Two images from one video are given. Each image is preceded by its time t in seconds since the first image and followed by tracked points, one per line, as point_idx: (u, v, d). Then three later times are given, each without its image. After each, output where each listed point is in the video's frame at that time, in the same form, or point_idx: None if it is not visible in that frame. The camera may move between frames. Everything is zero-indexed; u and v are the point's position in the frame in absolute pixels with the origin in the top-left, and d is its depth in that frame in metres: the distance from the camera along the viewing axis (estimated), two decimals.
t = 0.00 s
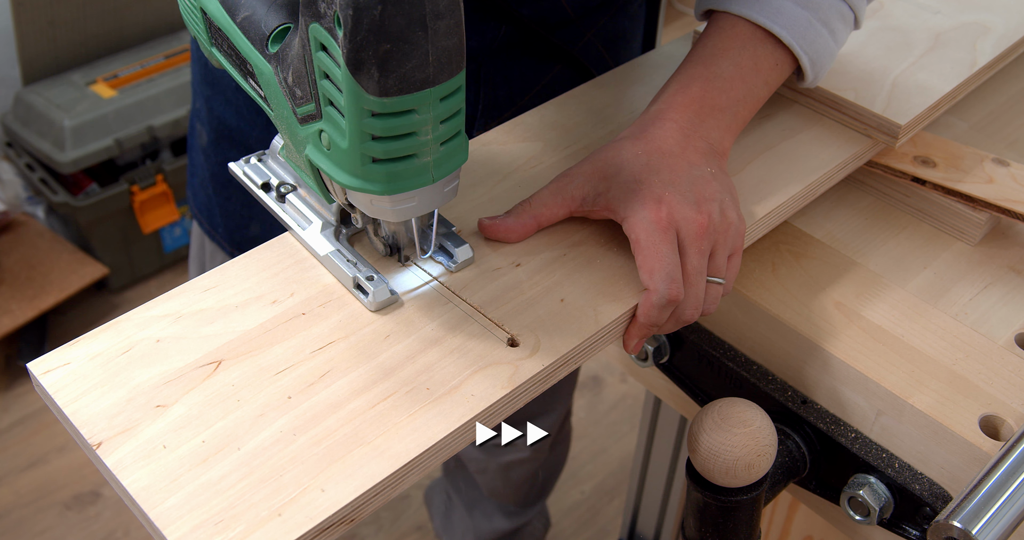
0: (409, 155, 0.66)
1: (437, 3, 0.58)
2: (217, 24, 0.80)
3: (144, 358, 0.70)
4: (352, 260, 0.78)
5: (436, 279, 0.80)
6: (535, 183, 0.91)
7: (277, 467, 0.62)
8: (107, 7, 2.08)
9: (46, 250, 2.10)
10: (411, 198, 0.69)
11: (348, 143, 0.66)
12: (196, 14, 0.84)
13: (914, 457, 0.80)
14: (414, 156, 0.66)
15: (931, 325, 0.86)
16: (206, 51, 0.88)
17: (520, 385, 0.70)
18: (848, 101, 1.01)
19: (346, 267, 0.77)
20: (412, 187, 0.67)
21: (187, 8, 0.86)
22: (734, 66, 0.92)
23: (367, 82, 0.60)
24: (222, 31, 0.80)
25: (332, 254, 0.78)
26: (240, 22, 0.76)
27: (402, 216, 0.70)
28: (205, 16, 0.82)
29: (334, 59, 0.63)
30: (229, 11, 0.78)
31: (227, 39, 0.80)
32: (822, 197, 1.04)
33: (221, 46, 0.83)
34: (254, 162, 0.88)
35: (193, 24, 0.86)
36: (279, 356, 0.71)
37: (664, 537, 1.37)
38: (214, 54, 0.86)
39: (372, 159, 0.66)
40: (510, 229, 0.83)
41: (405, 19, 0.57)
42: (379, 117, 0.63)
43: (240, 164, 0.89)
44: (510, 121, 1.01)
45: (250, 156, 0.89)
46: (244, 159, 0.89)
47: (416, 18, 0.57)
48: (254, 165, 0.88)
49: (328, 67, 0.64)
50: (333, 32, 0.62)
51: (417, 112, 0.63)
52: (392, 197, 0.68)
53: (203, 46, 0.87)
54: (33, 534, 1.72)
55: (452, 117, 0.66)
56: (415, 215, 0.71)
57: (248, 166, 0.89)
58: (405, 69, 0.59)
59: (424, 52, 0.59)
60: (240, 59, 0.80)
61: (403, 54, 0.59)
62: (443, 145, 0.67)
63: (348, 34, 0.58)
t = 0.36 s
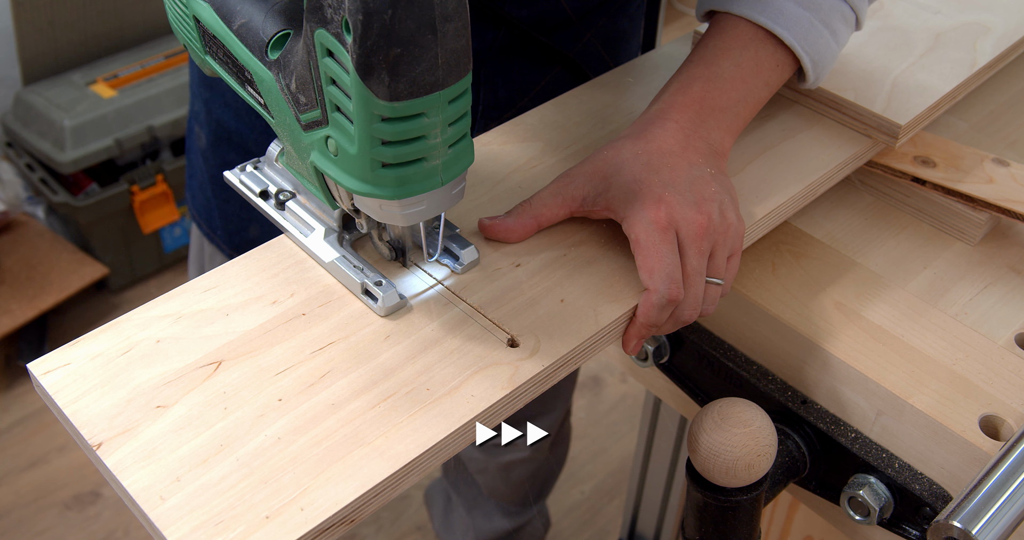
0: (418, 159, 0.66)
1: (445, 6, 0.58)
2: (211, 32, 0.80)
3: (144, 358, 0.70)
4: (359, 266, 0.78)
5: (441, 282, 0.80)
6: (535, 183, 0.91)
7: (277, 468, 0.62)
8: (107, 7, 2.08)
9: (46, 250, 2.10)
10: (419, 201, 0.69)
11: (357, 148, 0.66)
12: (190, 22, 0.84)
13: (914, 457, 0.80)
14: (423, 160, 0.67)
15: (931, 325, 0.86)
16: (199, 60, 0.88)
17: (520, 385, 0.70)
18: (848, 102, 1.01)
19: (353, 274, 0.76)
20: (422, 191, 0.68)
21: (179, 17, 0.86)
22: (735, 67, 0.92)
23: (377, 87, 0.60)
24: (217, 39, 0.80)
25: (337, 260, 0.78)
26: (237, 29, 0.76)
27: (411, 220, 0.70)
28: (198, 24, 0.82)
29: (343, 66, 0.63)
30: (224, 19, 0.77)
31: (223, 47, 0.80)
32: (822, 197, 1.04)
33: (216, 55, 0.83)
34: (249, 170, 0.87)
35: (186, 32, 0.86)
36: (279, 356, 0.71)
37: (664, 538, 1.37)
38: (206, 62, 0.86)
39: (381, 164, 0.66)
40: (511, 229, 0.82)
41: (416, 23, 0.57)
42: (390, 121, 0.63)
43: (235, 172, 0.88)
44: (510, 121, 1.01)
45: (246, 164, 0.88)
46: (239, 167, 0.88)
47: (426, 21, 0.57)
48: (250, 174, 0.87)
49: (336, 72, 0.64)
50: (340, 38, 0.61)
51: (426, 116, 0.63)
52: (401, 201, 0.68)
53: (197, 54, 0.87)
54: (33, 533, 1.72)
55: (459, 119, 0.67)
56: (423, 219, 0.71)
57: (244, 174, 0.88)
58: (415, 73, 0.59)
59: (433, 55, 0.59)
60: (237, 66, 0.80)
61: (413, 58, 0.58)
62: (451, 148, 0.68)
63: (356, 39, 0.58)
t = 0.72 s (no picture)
0: (427, 164, 0.66)
1: (455, 11, 0.58)
2: (214, 37, 0.80)
3: (144, 358, 0.70)
4: (366, 271, 0.78)
5: (448, 287, 0.79)
6: (535, 182, 0.91)
7: (277, 468, 0.62)
8: (107, 7, 2.08)
9: (46, 250, 2.10)
10: (429, 207, 0.69)
11: (366, 154, 0.65)
12: (192, 28, 0.84)
13: (914, 457, 0.80)
14: (432, 165, 0.67)
15: (931, 325, 0.86)
16: (201, 65, 0.88)
17: (520, 385, 0.70)
18: (848, 102, 1.01)
19: (360, 279, 0.76)
20: (431, 196, 0.68)
21: (181, 23, 0.86)
22: (736, 67, 0.92)
23: (386, 93, 0.60)
24: (220, 44, 0.80)
25: (344, 266, 0.78)
26: (241, 35, 0.76)
27: (419, 226, 0.70)
28: (201, 29, 0.82)
29: (352, 72, 0.63)
30: (228, 24, 0.77)
31: (226, 52, 0.80)
32: (822, 197, 1.04)
33: (219, 61, 0.83)
34: (253, 176, 0.88)
35: (188, 37, 0.86)
36: (279, 356, 0.71)
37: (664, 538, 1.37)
38: (209, 67, 0.87)
39: (391, 169, 0.66)
40: (511, 230, 0.83)
41: (426, 28, 0.57)
42: (399, 127, 0.63)
43: (238, 179, 0.88)
44: (510, 121, 1.01)
45: (249, 170, 0.89)
46: (242, 173, 0.88)
47: (436, 26, 0.57)
48: (253, 180, 0.87)
49: (344, 78, 0.64)
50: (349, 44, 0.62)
51: (436, 121, 0.63)
52: (410, 207, 0.68)
53: (200, 59, 0.87)
54: (33, 533, 1.72)
55: (468, 124, 0.67)
56: (431, 224, 0.71)
57: (247, 180, 0.88)
58: (425, 78, 0.59)
59: (443, 61, 0.59)
60: (241, 71, 0.80)
61: (423, 63, 0.58)
62: (459, 153, 0.68)
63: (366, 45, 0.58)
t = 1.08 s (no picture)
0: (437, 171, 0.66)
1: (466, 16, 0.58)
2: (219, 43, 0.80)
3: (144, 358, 0.70)
4: (374, 278, 0.77)
5: (457, 294, 0.78)
6: (535, 182, 0.91)
7: (277, 469, 0.62)
8: (107, 7, 2.08)
9: (46, 250, 2.10)
10: (438, 213, 0.69)
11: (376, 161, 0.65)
12: (196, 34, 0.84)
13: (914, 457, 0.80)
14: (442, 172, 0.67)
15: (931, 325, 0.86)
16: (205, 71, 0.88)
17: (520, 385, 0.70)
18: (848, 101, 1.01)
19: (369, 287, 0.75)
20: (441, 203, 0.68)
21: (185, 29, 0.86)
22: (737, 68, 0.92)
23: (396, 98, 0.60)
24: (225, 50, 0.80)
25: (352, 273, 0.77)
26: (246, 41, 0.77)
27: (429, 232, 0.70)
28: (205, 35, 0.83)
29: (361, 79, 0.63)
30: (233, 30, 0.78)
31: (231, 58, 0.80)
32: (822, 197, 1.04)
33: (223, 67, 0.84)
34: (257, 182, 0.87)
35: (192, 43, 0.86)
36: (279, 357, 0.71)
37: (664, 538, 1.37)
38: (214, 73, 0.87)
39: (401, 176, 0.66)
40: (512, 229, 0.83)
41: (436, 34, 0.57)
42: (409, 134, 0.63)
43: (243, 186, 0.87)
44: (510, 121, 1.01)
45: (253, 177, 0.87)
46: (247, 180, 0.87)
47: (447, 32, 0.57)
48: (258, 187, 0.86)
49: (353, 86, 0.64)
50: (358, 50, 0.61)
51: (446, 127, 0.63)
52: (420, 214, 0.68)
53: (204, 65, 0.87)
54: (33, 534, 1.72)
55: (477, 130, 0.67)
56: (440, 231, 0.71)
57: (251, 187, 0.87)
58: (435, 84, 0.59)
59: (453, 66, 0.59)
60: (246, 77, 0.80)
61: (433, 69, 0.59)
62: (469, 159, 0.68)
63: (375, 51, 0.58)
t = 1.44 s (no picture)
0: (447, 177, 0.66)
1: (476, 22, 0.58)
2: (224, 48, 0.80)
3: (144, 358, 0.70)
4: (382, 284, 0.77)
5: (467, 301, 0.78)
6: (535, 182, 0.91)
7: (277, 469, 0.62)
8: (107, 6, 2.08)
9: (46, 250, 2.10)
10: (448, 220, 0.69)
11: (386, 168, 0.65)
12: (200, 39, 0.84)
13: (914, 457, 0.80)
14: (452, 178, 0.66)
15: (931, 325, 0.86)
16: (209, 76, 0.88)
17: (520, 386, 0.70)
18: (848, 102, 1.01)
19: (376, 293, 0.75)
20: (451, 210, 0.68)
21: (189, 34, 0.86)
22: (738, 69, 0.92)
23: (407, 105, 0.60)
24: (231, 55, 0.80)
25: (359, 279, 0.77)
26: (253, 46, 0.77)
27: (438, 239, 0.70)
28: (210, 40, 0.82)
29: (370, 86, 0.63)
30: (239, 36, 0.78)
31: (237, 63, 0.80)
32: (822, 197, 1.04)
33: (228, 72, 0.83)
34: (263, 188, 0.87)
35: (196, 48, 0.86)
36: (279, 357, 0.71)
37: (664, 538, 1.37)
38: (218, 78, 0.87)
39: (411, 183, 0.66)
40: (513, 230, 0.83)
41: (447, 40, 0.57)
42: (419, 140, 0.63)
43: (248, 191, 0.87)
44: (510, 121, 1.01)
45: (258, 183, 0.88)
46: (252, 186, 0.87)
47: (457, 38, 0.58)
48: (264, 193, 0.86)
49: (363, 92, 0.64)
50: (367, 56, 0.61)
51: (456, 133, 0.63)
52: (430, 221, 0.68)
53: (208, 70, 0.87)
54: (33, 534, 1.72)
55: (488, 136, 0.67)
56: (449, 237, 0.71)
57: (257, 193, 0.87)
58: (446, 90, 0.59)
59: (464, 72, 0.59)
60: (252, 83, 0.80)
61: (444, 75, 0.59)
62: (479, 165, 0.68)
63: (386, 58, 0.58)
